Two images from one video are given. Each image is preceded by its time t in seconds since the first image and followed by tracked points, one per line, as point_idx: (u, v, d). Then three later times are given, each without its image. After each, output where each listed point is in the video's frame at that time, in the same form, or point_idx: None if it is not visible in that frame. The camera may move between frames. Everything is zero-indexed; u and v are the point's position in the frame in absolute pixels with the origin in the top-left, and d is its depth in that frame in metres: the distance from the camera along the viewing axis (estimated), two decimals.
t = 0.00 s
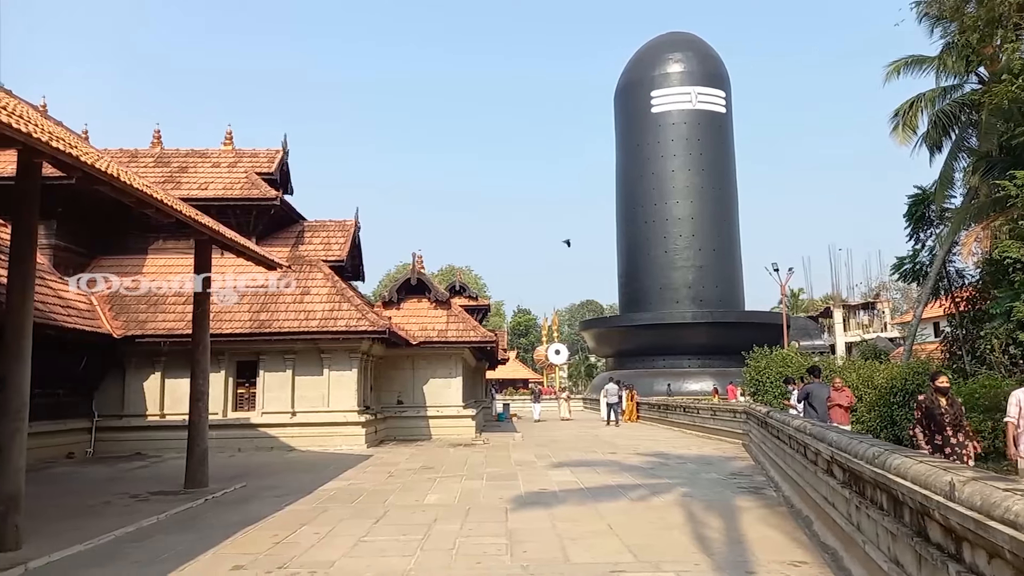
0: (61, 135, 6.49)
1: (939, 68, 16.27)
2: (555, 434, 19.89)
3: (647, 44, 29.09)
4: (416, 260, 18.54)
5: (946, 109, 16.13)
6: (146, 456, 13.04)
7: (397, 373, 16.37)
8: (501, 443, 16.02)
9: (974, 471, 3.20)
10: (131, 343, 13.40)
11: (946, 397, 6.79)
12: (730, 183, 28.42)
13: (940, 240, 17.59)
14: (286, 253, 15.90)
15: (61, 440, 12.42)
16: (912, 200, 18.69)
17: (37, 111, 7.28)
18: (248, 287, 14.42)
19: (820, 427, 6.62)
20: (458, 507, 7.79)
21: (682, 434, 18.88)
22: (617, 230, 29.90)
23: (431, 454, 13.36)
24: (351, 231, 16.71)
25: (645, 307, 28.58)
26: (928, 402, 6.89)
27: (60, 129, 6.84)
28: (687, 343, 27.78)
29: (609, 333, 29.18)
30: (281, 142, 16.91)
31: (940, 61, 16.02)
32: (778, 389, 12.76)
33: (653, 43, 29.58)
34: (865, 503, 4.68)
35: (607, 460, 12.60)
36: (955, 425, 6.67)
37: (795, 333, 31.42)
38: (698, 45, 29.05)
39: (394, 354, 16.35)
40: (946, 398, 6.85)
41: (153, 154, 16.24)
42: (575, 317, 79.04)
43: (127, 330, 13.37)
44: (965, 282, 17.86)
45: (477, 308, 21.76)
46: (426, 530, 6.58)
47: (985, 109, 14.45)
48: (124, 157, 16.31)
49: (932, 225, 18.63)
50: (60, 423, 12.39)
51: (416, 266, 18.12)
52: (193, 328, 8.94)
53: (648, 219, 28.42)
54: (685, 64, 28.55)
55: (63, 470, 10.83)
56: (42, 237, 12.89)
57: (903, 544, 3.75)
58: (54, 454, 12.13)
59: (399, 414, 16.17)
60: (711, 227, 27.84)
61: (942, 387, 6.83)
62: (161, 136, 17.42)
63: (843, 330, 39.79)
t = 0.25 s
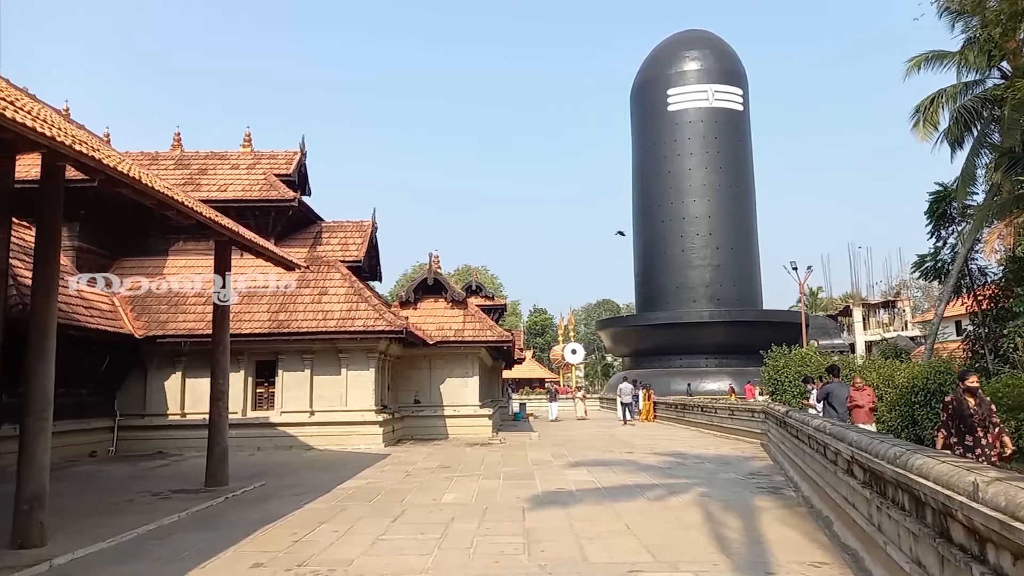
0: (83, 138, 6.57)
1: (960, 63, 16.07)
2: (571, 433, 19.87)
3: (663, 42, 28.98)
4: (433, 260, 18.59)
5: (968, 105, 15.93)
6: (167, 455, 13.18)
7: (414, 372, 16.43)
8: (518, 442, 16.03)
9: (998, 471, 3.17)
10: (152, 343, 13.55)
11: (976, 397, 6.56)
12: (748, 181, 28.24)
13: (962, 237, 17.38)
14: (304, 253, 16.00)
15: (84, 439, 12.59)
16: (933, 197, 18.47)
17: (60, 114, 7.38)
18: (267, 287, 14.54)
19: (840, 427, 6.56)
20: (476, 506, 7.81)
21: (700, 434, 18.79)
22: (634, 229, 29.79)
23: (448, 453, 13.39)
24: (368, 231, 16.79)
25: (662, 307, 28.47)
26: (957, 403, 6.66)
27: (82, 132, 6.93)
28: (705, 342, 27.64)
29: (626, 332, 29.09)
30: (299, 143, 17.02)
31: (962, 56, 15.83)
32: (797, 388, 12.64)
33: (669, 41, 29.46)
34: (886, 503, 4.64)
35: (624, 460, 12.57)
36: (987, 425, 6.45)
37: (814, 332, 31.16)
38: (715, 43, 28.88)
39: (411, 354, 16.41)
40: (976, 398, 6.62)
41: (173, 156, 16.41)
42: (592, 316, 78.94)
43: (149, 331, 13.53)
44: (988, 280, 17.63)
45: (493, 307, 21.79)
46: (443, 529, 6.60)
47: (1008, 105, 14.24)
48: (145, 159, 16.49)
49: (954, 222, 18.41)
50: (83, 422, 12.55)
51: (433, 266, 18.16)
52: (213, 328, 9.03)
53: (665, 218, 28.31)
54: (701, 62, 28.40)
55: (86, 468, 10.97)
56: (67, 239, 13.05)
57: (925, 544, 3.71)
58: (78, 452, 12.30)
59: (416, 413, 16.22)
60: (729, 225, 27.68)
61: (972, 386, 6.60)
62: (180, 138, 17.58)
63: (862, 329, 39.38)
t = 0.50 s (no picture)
0: (97, 140, 6.62)
1: (974, 61, 15.92)
2: (582, 433, 19.85)
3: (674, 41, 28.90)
4: (443, 260, 18.61)
5: (982, 103, 15.78)
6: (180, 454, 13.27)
7: (424, 372, 16.46)
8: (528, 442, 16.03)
9: (1015, 472, 3.14)
10: (165, 343, 13.64)
11: (996, 398, 6.40)
12: (759, 180, 28.12)
13: (976, 236, 17.22)
14: (315, 254, 16.06)
15: (99, 438, 12.69)
16: (947, 195, 18.33)
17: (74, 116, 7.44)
18: (278, 287, 14.61)
19: (853, 428, 6.52)
20: (486, 505, 7.81)
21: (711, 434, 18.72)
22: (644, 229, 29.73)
23: (459, 453, 13.40)
24: (379, 231, 16.83)
25: (673, 306, 28.40)
26: (975, 404, 6.49)
27: (96, 133, 6.98)
28: (716, 342, 27.54)
29: (637, 332, 29.02)
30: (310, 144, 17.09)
31: (975, 53, 15.69)
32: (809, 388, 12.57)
33: (680, 40, 29.37)
34: (900, 503, 4.61)
35: (635, 460, 12.55)
36: (1007, 427, 6.29)
37: (826, 331, 30.98)
38: (726, 41, 28.77)
39: (421, 354, 16.44)
40: (994, 399, 6.46)
41: (186, 157, 16.51)
42: (602, 316, 78.83)
43: (161, 331, 13.62)
44: (1003, 279, 17.46)
45: (504, 307, 21.79)
46: (454, 528, 6.61)
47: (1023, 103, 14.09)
48: (158, 160, 16.60)
49: (968, 221, 18.28)
50: (98, 421, 12.65)
51: (443, 266, 18.19)
52: (225, 328, 9.09)
53: (675, 217, 28.23)
54: (712, 61, 28.30)
55: (100, 468, 11.06)
56: (81, 239, 13.13)
57: (939, 545, 3.69)
58: (92, 451, 12.40)
59: (427, 413, 16.25)
60: (740, 225, 27.57)
61: (991, 387, 6.44)
62: (193, 139, 17.69)
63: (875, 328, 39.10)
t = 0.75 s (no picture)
0: (116, 142, 6.68)
1: (993, 55, 15.72)
2: (597, 432, 19.81)
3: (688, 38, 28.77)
4: (457, 259, 18.64)
5: (1002, 98, 15.58)
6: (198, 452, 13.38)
7: (439, 371, 16.50)
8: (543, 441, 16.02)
9: None
10: (184, 343, 13.77)
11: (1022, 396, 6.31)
12: (775, 178, 27.94)
13: (996, 233, 17.00)
14: (330, 253, 16.14)
15: (119, 437, 12.83)
16: (966, 192, 18.12)
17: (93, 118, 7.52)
18: (294, 287, 14.70)
19: (871, 427, 6.47)
20: (502, 504, 7.82)
21: (727, 433, 18.62)
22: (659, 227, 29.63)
23: (474, 452, 13.42)
24: (394, 231, 16.89)
25: (688, 305, 28.28)
26: (1000, 402, 6.41)
27: (114, 135, 7.04)
28: (731, 341, 27.39)
29: (652, 331, 28.92)
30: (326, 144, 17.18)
31: (995, 48, 15.46)
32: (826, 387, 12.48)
33: (694, 37, 29.23)
34: (920, 503, 4.57)
35: (651, 459, 12.51)
36: None
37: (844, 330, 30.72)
38: (741, 38, 28.59)
39: (436, 353, 16.49)
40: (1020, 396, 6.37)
41: (202, 158, 16.64)
42: (616, 315, 78.61)
43: (179, 330, 13.75)
44: None
45: (518, 306, 21.79)
46: (470, 527, 6.62)
47: None
48: (175, 162, 16.75)
49: (988, 218, 18.06)
50: (118, 420, 12.79)
51: (458, 265, 18.22)
52: (242, 328, 9.16)
53: (690, 216, 28.11)
54: (727, 58, 28.15)
55: (120, 466, 11.17)
56: (100, 240, 13.27)
57: (960, 546, 3.65)
58: (112, 450, 12.53)
59: (442, 412, 16.29)
60: (755, 223, 27.40)
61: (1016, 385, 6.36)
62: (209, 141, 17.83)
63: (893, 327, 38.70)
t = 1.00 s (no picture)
0: (129, 145, 6.74)
1: (1007, 51, 15.57)
2: (609, 432, 19.77)
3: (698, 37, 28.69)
4: (467, 259, 18.66)
5: (1016, 94, 15.43)
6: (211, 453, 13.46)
7: (449, 371, 16.52)
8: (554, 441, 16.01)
9: None
10: (197, 344, 13.86)
11: None
12: (786, 176, 27.80)
13: (1011, 230, 16.85)
14: (341, 254, 16.20)
15: (133, 437, 12.92)
16: (980, 189, 17.98)
17: (106, 122, 7.58)
18: (306, 289, 14.76)
19: (885, 426, 6.43)
20: (514, 504, 7.82)
21: (739, 432, 18.55)
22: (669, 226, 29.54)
23: (485, 452, 13.43)
24: (404, 232, 16.93)
25: (698, 304, 28.19)
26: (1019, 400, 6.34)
27: (127, 138, 7.10)
28: (743, 340, 27.28)
29: (663, 330, 28.84)
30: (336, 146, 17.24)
31: (1008, 43, 15.33)
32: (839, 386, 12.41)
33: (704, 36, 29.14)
34: (935, 503, 4.53)
35: (662, 459, 12.47)
36: None
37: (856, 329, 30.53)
38: (751, 36, 28.48)
39: (447, 353, 16.51)
40: None
41: (214, 160, 16.74)
42: (627, 314, 78.41)
43: (193, 331, 13.84)
44: None
45: (528, 306, 21.77)
46: (481, 527, 6.63)
47: None
48: (188, 164, 16.86)
49: (1002, 214, 17.92)
50: (132, 421, 12.88)
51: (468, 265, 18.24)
52: (255, 328, 9.21)
53: (700, 215, 28.03)
54: (737, 56, 28.04)
55: (135, 467, 11.25)
56: (114, 243, 13.42)
57: (976, 546, 3.62)
58: (127, 451, 12.63)
59: (453, 412, 16.31)
60: (766, 221, 27.27)
61: None
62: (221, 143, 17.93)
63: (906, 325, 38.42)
